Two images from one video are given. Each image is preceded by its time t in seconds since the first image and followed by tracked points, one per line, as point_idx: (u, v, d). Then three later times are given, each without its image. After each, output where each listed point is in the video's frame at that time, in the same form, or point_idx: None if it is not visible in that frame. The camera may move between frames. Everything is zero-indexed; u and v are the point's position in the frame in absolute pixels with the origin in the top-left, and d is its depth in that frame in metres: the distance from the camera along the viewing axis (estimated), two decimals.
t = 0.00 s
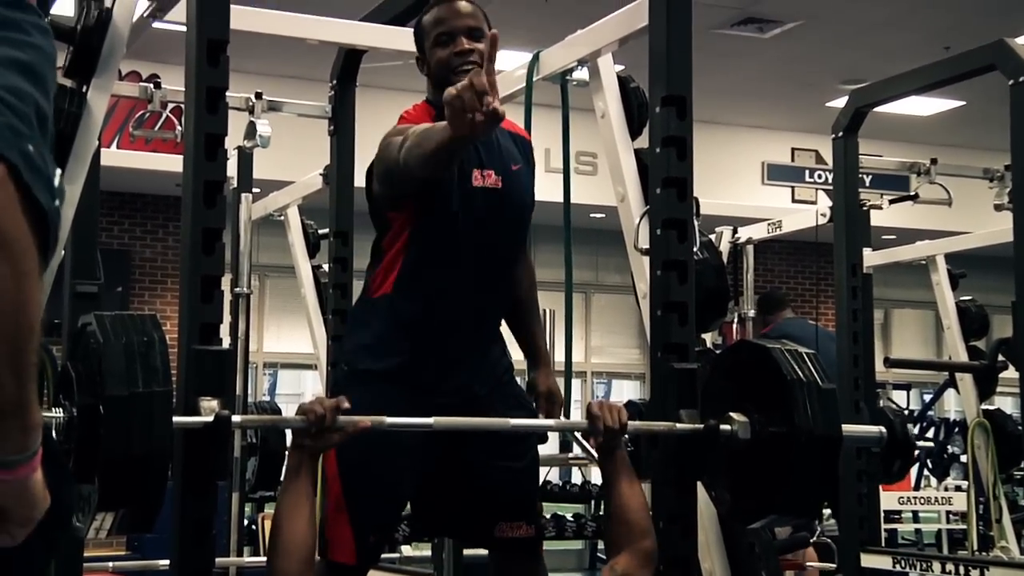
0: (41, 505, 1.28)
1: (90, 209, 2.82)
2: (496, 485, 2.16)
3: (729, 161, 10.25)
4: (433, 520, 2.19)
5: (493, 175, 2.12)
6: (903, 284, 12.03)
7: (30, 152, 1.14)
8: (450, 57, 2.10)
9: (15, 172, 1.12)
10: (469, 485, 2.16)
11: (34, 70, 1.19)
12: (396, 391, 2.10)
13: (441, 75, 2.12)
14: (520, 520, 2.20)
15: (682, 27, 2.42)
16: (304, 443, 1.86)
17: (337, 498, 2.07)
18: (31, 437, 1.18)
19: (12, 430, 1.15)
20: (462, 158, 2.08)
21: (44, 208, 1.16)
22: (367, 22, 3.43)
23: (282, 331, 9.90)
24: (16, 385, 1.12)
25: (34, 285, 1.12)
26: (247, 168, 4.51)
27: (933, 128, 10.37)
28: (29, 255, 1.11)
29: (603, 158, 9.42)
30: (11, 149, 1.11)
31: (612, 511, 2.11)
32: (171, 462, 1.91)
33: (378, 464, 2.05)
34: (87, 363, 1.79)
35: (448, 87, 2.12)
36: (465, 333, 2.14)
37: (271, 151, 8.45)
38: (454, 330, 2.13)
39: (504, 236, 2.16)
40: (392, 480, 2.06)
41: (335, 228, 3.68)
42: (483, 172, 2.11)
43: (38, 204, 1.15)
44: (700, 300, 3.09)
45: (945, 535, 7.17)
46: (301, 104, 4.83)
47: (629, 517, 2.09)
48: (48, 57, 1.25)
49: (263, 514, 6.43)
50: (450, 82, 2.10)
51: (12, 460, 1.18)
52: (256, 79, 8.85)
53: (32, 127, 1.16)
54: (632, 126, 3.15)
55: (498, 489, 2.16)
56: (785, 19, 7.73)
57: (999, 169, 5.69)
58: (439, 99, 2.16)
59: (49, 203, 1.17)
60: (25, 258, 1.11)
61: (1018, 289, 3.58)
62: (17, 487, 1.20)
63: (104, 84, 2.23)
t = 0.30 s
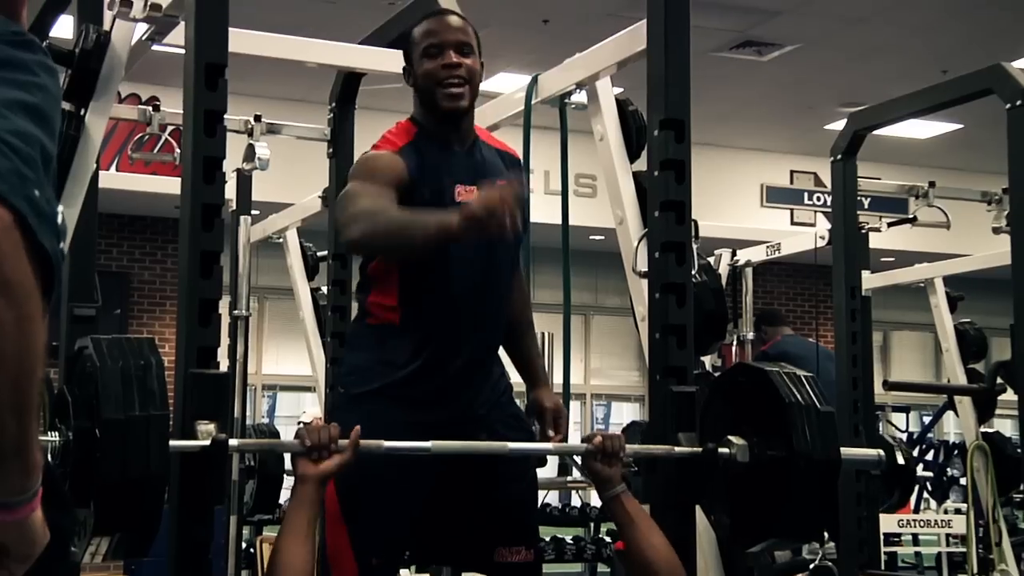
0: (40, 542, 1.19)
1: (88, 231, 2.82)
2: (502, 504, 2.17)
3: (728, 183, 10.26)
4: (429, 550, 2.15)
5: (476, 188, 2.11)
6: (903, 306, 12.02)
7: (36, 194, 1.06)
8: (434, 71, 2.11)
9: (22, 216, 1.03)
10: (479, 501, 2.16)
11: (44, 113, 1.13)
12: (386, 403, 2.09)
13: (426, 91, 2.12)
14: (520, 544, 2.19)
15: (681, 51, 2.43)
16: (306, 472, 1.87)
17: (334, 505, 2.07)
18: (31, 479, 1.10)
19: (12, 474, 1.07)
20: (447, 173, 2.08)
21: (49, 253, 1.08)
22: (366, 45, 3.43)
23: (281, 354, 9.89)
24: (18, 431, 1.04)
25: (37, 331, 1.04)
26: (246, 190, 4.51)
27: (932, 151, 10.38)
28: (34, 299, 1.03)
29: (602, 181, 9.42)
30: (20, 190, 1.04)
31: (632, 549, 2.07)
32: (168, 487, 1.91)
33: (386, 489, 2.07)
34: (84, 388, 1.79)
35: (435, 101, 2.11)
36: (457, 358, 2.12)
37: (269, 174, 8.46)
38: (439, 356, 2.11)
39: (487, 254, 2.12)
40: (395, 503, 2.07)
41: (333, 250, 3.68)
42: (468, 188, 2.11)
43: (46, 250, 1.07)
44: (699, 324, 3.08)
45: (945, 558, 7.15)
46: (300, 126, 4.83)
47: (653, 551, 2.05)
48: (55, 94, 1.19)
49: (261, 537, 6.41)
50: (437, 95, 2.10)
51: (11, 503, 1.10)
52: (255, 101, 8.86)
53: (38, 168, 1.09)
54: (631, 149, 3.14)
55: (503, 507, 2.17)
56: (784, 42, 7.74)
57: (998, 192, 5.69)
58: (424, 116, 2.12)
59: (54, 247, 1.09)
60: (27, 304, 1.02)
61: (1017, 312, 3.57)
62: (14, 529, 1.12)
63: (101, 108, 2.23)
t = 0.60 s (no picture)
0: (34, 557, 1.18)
1: (87, 244, 2.83)
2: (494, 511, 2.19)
3: (728, 196, 10.27)
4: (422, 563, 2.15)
5: (465, 214, 2.12)
6: (902, 318, 12.02)
7: (30, 213, 1.10)
8: (464, 125, 2.02)
9: (17, 236, 1.07)
10: (466, 516, 2.17)
11: (36, 131, 1.15)
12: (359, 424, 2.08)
13: (441, 125, 2.06)
14: (519, 543, 2.22)
15: (680, 64, 2.44)
16: (307, 490, 1.89)
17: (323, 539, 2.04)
18: (25, 495, 1.11)
19: (8, 488, 1.09)
20: (437, 206, 2.08)
21: (43, 272, 1.11)
22: (365, 58, 3.44)
23: (280, 367, 9.89)
24: (12, 446, 1.07)
25: (31, 347, 1.07)
26: (245, 203, 4.51)
27: (930, 163, 10.39)
28: (28, 317, 1.06)
29: (600, 193, 9.42)
30: (14, 214, 1.07)
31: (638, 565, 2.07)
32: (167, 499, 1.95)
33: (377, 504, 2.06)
34: (82, 400, 1.79)
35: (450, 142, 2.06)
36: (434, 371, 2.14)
37: (268, 188, 8.46)
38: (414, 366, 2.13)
39: (461, 283, 2.14)
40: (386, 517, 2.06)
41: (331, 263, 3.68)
42: (457, 210, 2.11)
43: (39, 268, 1.10)
44: (698, 336, 3.08)
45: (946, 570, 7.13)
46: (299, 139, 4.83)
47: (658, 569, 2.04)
48: (46, 114, 1.20)
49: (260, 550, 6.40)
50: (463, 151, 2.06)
51: (6, 518, 1.11)
52: (254, 115, 8.86)
53: (31, 188, 1.12)
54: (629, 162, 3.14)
55: (498, 512, 2.20)
56: (782, 55, 7.76)
57: (997, 203, 5.69)
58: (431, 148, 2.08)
59: (48, 265, 1.12)
60: (23, 323, 1.05)
61: (1016, 324, 3.57)
62: (9, 545, 1.12)
63: (100, 121, 2.23)
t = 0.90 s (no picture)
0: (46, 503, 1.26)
1: (92, 200, 2.82)
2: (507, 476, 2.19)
3: (734, 153, 10.25)
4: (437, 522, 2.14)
5: (516, 193, 2.13)
6: (907, 277, 12.01)
7: (23, 162, 1.05)
8: (525, 108, 2.06)
9: (10, 187, 1.03)
10: (490, 482, 2.17)
11: (24, 78, 1.09)
12: (390, 379, 2.13)
13: (506, 105, 2.09)
14: (527, 511, 2.20)
15: (685, 20, 2.45)
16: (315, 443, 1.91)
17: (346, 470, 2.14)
18: (34, 443, 1.14)
19: (17, 437, 1.11)
20: (492, 179, 2.10)
21: (40, 224, 1.07)
22: (370, 13, 3.42)
23: (286, 325, 9.91)
24: (17, 398, 1.07)
25: (31, 301, 1.05)
26: (251, 160, 4.51)
27: (937, 120, 10.34)
28: (27, 274, 1.03)
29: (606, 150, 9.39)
30: (6, 165, 1.03)
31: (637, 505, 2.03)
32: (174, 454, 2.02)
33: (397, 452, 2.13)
34: (90, 354, 1.79)
35: (510, 121, 2.08)
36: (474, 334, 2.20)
37: (274, 145, 8.45)
38: (460, 327, 2.18)
39: (506, 259, 2.17)
40: (406, 471, 2.12)
41: (337, 220, 3.69)
42: (508, 187, 2.12)
43: (34, 221, 1.07)
44: (701, 293, 3.09)
45: (949, 527, 7.16)
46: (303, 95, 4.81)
47: (649, 498, 1.99)
48: (37, 62, 1.15)
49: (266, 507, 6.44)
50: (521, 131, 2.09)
51: (16, 465, 1.14)
52: (259, 72, 8.83)
53: (24, 138, 1.07)
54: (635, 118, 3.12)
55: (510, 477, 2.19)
56: (789, 11, 7.70)
57: (1005, 161, 5.67)
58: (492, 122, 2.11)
59: (44, 217, 1.08)
60: (23, 275, 1.03)
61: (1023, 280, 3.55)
62: (19, 488, 1.17)
63: (105, 77, 2.23)
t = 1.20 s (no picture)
0: (63, 424, 1.23)
1: (105, 133, 2.83)
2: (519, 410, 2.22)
3: (750, 90, 10.17)
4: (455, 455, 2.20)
5: (543, 132, 2.14)
6: (923, 216, 11.96)
7: (42, 81, 1.05)
8: (563, 54, 2.08)
9: (29, 101, 1.03)
10: (500, 416, 2.20)
11: None
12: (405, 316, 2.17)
13: (541, 48, 2.09)
14: (537, 445, 2.24)
15: None
16: (324, 368, 1.97)
17: (368, 393, 2.16)
18: (51, 363, 1.13)
19: (33, 356, 1.10)
20: (521, 116, 2.10)
21: (59, 140, 1.07)
22: None
23: (300, 261, 9.93)
24: (36, 314, 1.06)
25: (50, 217, 1.05)
26: (265, 95, 4.49)
27: (957, 57, 10.24)
28: (45, 190, 1.03)
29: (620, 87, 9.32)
30: (24, 80, 1.02)
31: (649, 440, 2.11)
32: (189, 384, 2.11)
33: (419, 388, 2.10)
34: (104, 284, 1.80)
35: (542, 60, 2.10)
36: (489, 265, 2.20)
37: (287, 79, 8.41)
38: (481, 260, 2.18)
39: (533, 197, 2.17)
40: (426, 406, 2.11)
41: (351, 155, 3.69)
42: (535, 126, 2.13)
43: (53, 137, 1.06)
44: (716, 228, 3.08)
45: (960, 465, 7.20)
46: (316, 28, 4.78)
47: (662, 433, 2.07)
48: None
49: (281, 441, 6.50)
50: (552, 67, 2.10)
51: (33, 384, 1.13)
52: (272, 6, 8.76)
53: (41, 56, 1.07)
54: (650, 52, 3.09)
55: (524, 411, 2.23)
56: None
57: None
58: (523, 61, 2.12)
59: (62, 134, 1.08)
60: (40, 190, 1.03)
61: None
62: (37, 409, 1.16)
63: (118, 9, 2.21)
